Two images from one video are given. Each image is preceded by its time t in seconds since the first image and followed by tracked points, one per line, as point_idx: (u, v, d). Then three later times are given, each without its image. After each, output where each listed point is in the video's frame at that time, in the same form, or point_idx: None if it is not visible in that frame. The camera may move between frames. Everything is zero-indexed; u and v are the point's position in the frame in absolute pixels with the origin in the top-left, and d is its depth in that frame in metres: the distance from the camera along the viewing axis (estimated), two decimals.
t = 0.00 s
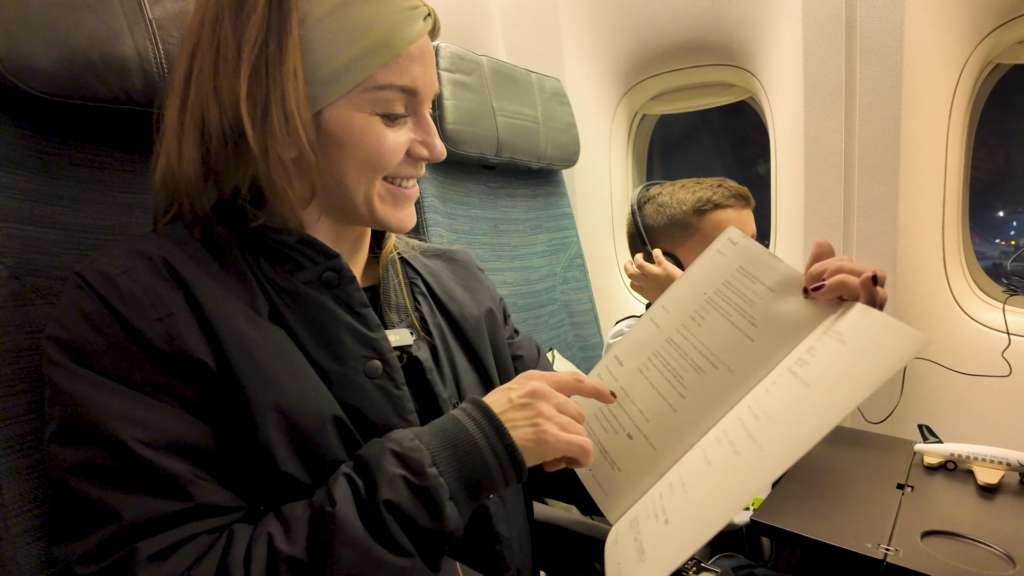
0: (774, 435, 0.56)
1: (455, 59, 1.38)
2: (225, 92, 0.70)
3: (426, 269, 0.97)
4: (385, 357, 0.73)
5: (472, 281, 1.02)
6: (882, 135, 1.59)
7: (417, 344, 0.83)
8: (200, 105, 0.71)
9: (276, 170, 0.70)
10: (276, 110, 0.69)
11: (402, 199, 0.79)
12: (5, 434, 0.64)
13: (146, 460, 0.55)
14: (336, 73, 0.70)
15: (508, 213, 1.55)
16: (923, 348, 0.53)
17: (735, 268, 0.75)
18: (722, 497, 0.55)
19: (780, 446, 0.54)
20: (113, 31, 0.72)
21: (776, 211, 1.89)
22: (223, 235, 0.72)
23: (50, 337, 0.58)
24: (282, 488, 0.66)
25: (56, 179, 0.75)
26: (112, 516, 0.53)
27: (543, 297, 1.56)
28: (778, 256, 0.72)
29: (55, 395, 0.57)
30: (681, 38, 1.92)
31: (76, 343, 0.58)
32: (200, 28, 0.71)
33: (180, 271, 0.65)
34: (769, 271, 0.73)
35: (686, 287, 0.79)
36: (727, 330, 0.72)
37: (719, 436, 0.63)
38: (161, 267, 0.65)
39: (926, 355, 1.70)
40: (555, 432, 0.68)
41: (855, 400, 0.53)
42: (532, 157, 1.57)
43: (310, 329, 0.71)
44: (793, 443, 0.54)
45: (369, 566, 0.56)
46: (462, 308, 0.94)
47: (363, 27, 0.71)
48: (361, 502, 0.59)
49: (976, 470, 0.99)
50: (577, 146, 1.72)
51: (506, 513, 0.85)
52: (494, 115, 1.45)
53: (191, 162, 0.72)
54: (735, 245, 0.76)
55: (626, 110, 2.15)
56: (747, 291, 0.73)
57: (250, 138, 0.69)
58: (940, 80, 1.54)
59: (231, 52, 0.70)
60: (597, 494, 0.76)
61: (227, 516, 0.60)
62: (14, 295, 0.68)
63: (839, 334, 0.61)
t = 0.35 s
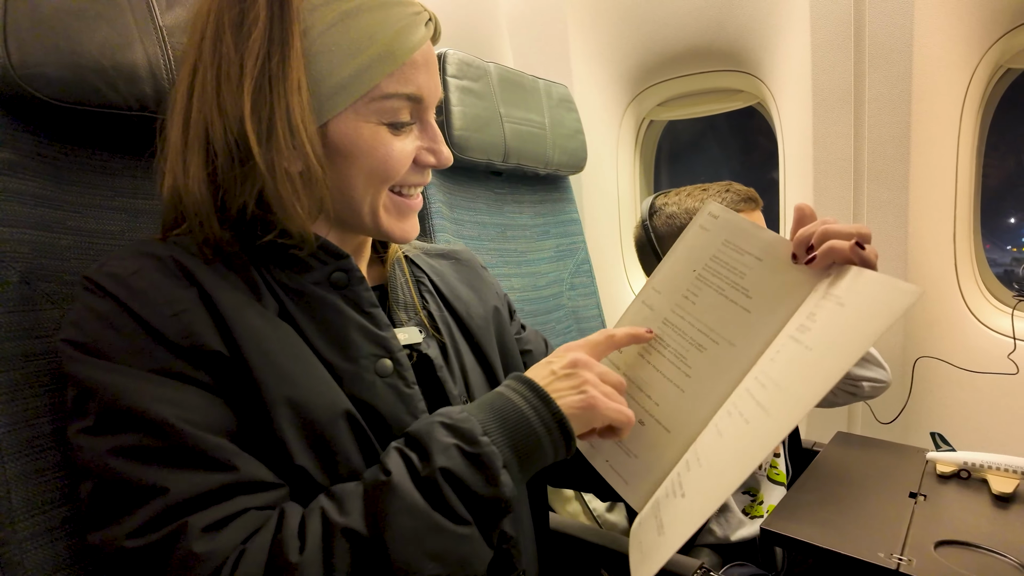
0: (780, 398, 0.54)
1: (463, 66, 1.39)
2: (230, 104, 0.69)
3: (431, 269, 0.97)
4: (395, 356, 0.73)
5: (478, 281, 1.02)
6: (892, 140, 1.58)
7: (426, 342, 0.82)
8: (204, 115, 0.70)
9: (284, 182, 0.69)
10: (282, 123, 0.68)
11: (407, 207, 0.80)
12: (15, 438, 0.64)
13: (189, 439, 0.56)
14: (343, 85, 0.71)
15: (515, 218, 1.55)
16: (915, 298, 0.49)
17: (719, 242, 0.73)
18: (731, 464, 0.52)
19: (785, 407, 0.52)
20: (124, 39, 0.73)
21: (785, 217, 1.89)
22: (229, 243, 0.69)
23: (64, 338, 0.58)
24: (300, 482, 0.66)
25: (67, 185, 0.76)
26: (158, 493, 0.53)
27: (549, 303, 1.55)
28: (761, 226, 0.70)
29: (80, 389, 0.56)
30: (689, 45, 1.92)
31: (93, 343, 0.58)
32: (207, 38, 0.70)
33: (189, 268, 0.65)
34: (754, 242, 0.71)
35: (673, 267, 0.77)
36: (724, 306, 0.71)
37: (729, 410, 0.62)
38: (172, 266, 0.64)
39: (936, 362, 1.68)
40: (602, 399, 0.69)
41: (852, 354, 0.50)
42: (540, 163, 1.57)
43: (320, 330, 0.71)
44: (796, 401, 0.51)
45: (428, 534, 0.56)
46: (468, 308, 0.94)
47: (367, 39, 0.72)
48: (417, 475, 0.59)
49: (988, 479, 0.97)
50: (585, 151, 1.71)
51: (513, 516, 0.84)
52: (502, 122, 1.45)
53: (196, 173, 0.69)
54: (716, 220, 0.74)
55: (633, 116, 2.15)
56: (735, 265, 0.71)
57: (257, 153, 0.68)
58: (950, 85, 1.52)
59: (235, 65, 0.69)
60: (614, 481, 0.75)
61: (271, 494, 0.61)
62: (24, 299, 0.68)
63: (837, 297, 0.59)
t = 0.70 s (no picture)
0: (823, 399, 0.54)
1: (470, 73, 1.40)
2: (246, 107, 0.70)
3: (442, 275, 0.97)
4: (415, 359, 0.74)
5: (488, 286, 1.03)
6: (900, 146, 1.57)
7: (440, 343, 0.82)
8: (223, 120, 0.71)
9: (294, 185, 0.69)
10: (295, 128, 0.69)
11: (417, 214, 0.79)
12: (28, 443, 0.65)
13: (241, 424, 0.57)
14: (353, 90, 0.71)
15: (521, 224, 1.55)
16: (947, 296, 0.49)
17: (707, 233, 0.74)
18: (795, 471, 0.53)
19: (835, 410, 0.52)
20: (137, 47, 0.74)
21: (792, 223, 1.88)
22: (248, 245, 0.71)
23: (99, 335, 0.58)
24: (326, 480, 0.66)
25: (80, 191, 0.77)
26: (213, 477, 0.54)
27: (557, 308, 1.55)
28: (745, 215, 0.70)
29: (121, 382, 0.56)
30: (695, 52, 1.93)
31: (132, 339, 0.58)
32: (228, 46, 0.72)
33: (220, 266, 0.66)
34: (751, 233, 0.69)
35: (662, 261, 0.78)
36: (719, 296, 0.70)
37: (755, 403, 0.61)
38: (202, 265, 0.65)
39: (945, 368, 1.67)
40: (613, 359, 0.74)
41: (894, 361, 0.50)
42: (547, 168, 1.57)
43: (346, 333, 0.72)
44: (847, 406, 0.51)
45: (473, 500, 0.59)
46: (480, 313, 0.95)
47: (379, 45, 0.73)
48: (455, 449, 0.62)
49: (1001, 487, 0.96)
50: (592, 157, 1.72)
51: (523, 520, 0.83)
52: (509, 128, 1.46)
53: (212, 175, 0.71)
54: (698, 211, 0.75)
55: (639, 122, 2.16)
56: (725, 254, 0.71)
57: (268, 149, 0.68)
58: (958, 90, 1.52)
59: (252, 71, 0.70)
60: (626, 475, 0.73)
61: (317, 478, 0.62)
62: (37, 305, 0.69)
63: (849, 286, 0.57)
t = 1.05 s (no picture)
0: (838, 374, 0.54)
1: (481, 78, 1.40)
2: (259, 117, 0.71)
3: (456, 284, 0.96)
4: (424, 370, 0.72)
5: (503, 297, 1.02)
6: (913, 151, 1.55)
7: (452, 355, 0.81)
8: (237, 129, 0.72)
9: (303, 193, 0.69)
10: (301, 137, 0.69)
11: (433, 229, 0.76)
12: (36, 452, 0.64)
13: (232, 445, 0.55)
14: (365, 103, 0.70)
15: (530, 230, 1.54)
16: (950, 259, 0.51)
17: (690, 234, 0.74)
18: (821, 449, 0.53)
19: (854, 381, 0.53)
20: (147, 52, 0.73)
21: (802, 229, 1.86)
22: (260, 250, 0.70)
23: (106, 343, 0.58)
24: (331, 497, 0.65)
25: (88, 197, 0.76)
26: (200, 498, 0.52)
27: (565, 314, 1.52)
28: (725, 212, 0.71)
29: (122, 393, 0.55)
30: (704, 57, 1.94)
31: (134, 348, 0.57)
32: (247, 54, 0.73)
33: (228, 274, 0.65)
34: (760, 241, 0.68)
35: (643, 264, 0.77)
36: (709, 293, 0.70)
37: (769, 396, 0.60)
38: (212, 273, 0.65)
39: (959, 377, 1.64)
40: (625, 390, 0.67)
41: (906, 326, 0.52)
42: (555, 174, 1.56)
43: (353, 345, 0.71)
44: (867, 377, 0.52)
45: (466, 546, 0.56)
46: (494, 324, 0.93)
47: (396, 56, 0.71)
48: (451, 489, 0.58)
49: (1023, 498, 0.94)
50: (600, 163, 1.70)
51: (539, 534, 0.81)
52: (518, 133, 1.45)
53: (226, 181, 0.71)
54: (677, 213, 0.76)
55: (648, 126, 2.17)
56: (711, 252, 0.71)
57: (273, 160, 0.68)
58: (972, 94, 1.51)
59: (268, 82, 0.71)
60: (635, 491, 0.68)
61: (313, 500, 0.59)
62: (45, 311, 0.68)
63: (846, 265, 0.59)
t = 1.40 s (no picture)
0: (822, 374, 0.55)
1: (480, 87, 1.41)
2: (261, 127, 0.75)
3: (462, 296, 0.97)
4: (419, 381, 0.71)
5: (508, 311, 1.02)
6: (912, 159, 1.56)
7: (452, 367, 0.81)
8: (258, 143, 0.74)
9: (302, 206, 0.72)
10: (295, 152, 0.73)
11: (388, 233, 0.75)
12: (38, 458, 0.64)
13: (193, 474, 0.54)
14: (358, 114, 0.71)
15: (530, 237, 1.55)
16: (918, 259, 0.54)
17: (647, 254, 0.76)
18: (817, 449, 0.53)
19: (839, 380, 0.54)
20: (150, 62, 0.74)
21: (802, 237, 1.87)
22: (268, 266, 0.72)
23: (98, 354, 0.59)
24: (324, 515, 0.65)
25: (91, 205, 0.76)
26: (155, 528, 0.53)
27: (565, 322, 1.52)
28: (680, 231, 0.74)
29: (106, 410, 0.57)
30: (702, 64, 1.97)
31: (124, 363, 0.59)
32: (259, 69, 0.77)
33: (225, 288, 0.66)
34: (749, 253, 0.68)
35: (601, 283, 0.77)
36: (674, 308, 0.70)
37: (745, 405, 0.60)
38: (207, 287, 0.66)
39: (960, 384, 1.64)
40: (598, 427, 0.64)
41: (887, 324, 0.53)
42: (554, 182, 1.57)
43: (349, 358, 0.71)
44: (852, 373, 0.54)
45: None
46: (497, 336, 0.94)
47: (342, 53, 0.72)
48: (405, 543, 0.57)
49: None
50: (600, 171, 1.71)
51: (539, 546, 0.81)
52: (518, 141, 1.45)
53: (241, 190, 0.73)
54: (633, 234, 0.77)
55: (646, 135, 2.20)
56: (670, 269, 0.73)
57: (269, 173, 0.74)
58: (968, 102, 1.52)
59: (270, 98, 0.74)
60: (607, 516, 0.65)
61: (274, 534, 0.58)
62: (49, 320, 0.68)
63: (813, 273, 0.61)
